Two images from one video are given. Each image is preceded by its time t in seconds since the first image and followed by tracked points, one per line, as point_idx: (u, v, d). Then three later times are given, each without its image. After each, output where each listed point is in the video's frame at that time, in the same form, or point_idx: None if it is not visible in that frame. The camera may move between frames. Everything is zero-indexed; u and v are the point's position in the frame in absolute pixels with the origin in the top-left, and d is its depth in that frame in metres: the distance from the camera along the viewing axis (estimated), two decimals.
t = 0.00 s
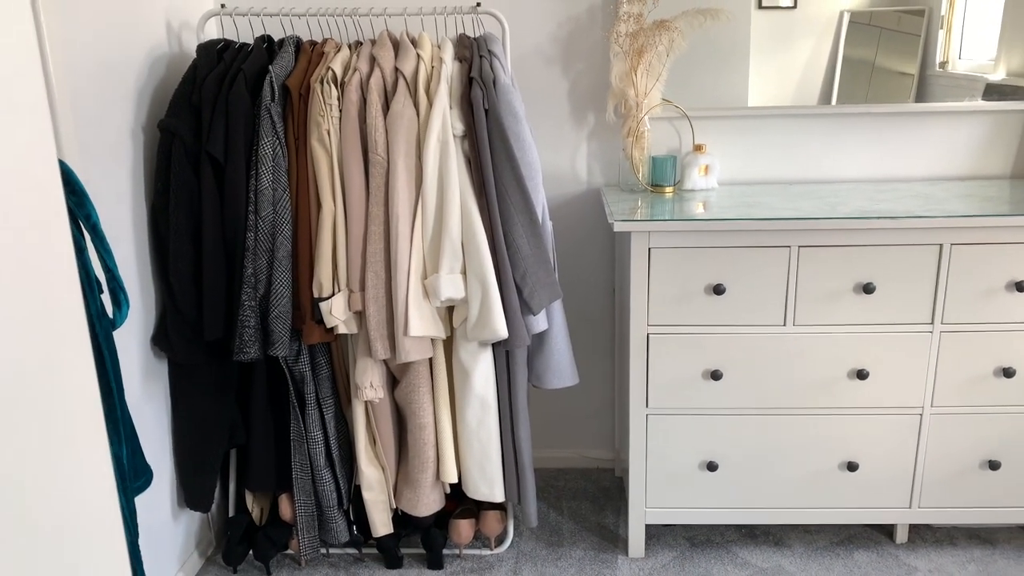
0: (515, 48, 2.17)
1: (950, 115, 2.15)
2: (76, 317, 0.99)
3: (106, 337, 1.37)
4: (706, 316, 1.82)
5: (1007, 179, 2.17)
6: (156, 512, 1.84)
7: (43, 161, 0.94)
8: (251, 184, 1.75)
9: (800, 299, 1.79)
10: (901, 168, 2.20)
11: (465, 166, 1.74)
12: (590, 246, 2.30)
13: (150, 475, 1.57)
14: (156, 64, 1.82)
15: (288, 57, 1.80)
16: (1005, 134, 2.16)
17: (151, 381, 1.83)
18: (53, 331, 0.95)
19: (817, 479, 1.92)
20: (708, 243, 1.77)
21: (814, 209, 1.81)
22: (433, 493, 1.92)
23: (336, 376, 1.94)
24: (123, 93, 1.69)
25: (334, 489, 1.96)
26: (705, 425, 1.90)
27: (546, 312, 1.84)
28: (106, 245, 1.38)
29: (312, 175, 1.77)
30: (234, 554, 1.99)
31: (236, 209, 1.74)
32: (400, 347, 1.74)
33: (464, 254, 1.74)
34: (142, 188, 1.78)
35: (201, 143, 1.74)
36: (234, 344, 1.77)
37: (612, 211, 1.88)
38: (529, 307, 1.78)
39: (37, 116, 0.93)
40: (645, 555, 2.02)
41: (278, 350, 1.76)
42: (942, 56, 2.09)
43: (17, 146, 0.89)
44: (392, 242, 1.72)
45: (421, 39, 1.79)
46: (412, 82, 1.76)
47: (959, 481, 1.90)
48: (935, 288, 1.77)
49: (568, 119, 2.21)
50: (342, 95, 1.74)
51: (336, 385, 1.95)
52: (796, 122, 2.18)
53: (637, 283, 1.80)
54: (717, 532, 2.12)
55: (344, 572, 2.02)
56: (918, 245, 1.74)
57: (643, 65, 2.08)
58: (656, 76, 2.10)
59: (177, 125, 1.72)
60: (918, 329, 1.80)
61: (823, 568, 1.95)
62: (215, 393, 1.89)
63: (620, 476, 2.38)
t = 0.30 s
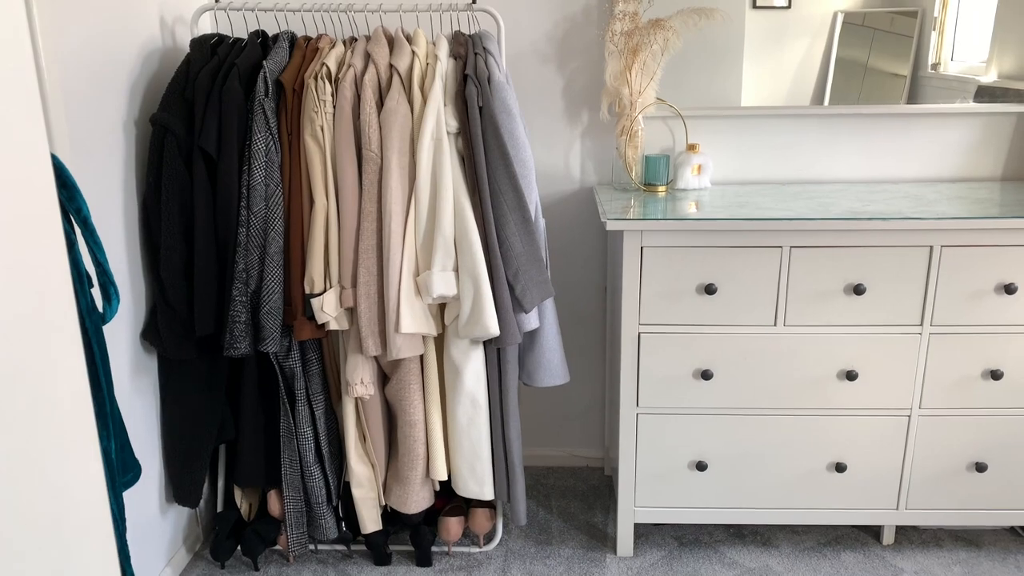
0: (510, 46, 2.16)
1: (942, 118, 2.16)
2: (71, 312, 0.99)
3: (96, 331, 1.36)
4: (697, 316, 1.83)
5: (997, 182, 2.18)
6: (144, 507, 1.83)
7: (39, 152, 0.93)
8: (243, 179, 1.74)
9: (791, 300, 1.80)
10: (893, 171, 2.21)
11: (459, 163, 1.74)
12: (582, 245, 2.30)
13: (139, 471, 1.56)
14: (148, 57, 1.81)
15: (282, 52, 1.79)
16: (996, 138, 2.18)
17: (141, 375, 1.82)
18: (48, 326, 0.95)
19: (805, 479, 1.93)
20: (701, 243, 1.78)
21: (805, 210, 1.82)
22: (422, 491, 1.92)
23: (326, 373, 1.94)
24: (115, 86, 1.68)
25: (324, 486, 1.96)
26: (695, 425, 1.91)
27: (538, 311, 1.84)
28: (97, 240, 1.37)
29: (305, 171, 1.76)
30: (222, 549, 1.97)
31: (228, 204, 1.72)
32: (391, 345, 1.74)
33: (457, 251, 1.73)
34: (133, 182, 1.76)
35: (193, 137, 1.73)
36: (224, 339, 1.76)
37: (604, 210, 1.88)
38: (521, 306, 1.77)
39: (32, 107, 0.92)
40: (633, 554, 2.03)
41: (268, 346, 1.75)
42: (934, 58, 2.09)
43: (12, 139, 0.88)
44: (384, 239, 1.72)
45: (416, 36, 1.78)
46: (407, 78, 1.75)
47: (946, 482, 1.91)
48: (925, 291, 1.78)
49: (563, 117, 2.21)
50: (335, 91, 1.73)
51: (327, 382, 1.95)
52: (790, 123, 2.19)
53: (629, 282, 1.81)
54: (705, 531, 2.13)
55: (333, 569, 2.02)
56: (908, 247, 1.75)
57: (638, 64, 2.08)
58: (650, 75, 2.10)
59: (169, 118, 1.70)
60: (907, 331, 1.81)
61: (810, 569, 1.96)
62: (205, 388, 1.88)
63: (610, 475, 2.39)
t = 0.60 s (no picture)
0: (507, 44, 2.16)
1: (937, 119, 2.17)
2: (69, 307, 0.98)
3: (90, 328, 1.36)
4: (693, 315, 1.83)
5: (992, 184, 2.19)
6: (137, 504, 1.82)
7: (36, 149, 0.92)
8: (238, 175, 1.73)
9: (786, 299, 1.80)
10: (888, 171, 2.22)
11: (455, 161, 1.73)
12: (578, 244, 2.30)
13: (132, 468, 1.56)
14: (144, 52, 1.80)
15: (278, 48, 1.79)
16: (991, 139, 2.18)
17: (135, 372, 1.81)
18: (50, 321, 0.95)
19: (799, 478, 1.93)
20: (696, 242, 1.78)
21: (801, 210, 1.82)
22: (417, 489, 1.92)
23: (321, 370, 1.93)
24: (110, 82, 1.67)
25: (318, 483, 1.96)
26: (689, 424, 1.91)
27: (534, 309, 1.84)
28: (92, 235, 1.36)
29: (300, 168, 1.75)
30: (215, 547, 1.97)
31: (223, 201, 1.72)
32: (386, 342, 1.74)
33: (453, 249, 1.73)
34: (128, 178, 1.76)
35: (188, 133, 1.72)
36: (219, 336, 1.76)
37: (600, 209, 1.88)
38: (517, 304, 1.77)
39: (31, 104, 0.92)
40: (628, 552, 2.03)
41: (263, 343, 1.74)
42: (929, 59, 2.10)
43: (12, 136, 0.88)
44: (380, 237, 1.71)
45: (413, 33, 1.78)
46: (403, 75, 1.74)
47: (939, 482, 1.92)
48: (920, 291, 1.78)
49: (559, 116, 2.21)
50: (332, 88, 1.72)
51: (322, 379, 1.94)
52: (785, 123, 2.19)
53: (625, 281, 1.81)
54: (699, 530, 2.13)
55: (326, 566, 2.02)
56: (903, 248, 1.75)
57: (635, 63, 2.08)
58: (647, 75, 2.10)
59: (164, 114, 1.69)
60: (902, 331, 1.81)
61: (804, 568, 1.97)
62: (199, 385, 1.88)
63: (604, 474, 2.39)
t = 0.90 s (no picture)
0: (510, 44, 2.17)
1: (938, 121, 2.18)
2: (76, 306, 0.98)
3: (94, 325, 1.37)
4: (695, 316, 1.83)
5: (993, 186, 2.19)
6: (139, 502, 1.83)
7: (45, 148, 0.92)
8: (242, 174, 1.74)
9: (788, 301, 1.81)
10: (890, 173, 2.22)
11: (458, 161, 1.74)
12: (580, 244, 2.30)
13: (135, 464, 1.57)
14: (148, 51, 1.80)
15: (283, 47, 1.79)
16: (992, 142, 2.19)
17: (138, 370, 1.82)
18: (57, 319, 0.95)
19: (799, 479, 1.94)
20: (698, 243, 1.78)
21: (802, 212, 1.83)
22: (418, 488, 1.92)
23: (323, 369, 1.94)
24: (115, 80, 1.67)
25: (319, 482, 1.96)
26: (690, 424, 1.92)
27: (536, 309, 1.85)
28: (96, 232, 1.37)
29: (304, 167, 1.76)
30: (217, 544, 1.97)
31: (227, 199, 1.72)
32: (389, 341, 1.74)
33: (455, 249, 1.74)
34: (132, 176, 1.76)
35: (192, 131, 1.72)
36: (222, 334, 1.76)
37: (603, 209, 1.88)
38: (519, 303, 1.78)
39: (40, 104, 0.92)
40: (628, 552, 2.04)
41: (266, 342, 1.75)
42: (930, 62, 2.10)
43: (20, 134, 0.88)
44: (383, 236, 1.72)
45: (417, 33, 1.78)
46: (407, 75, 1.75)
47: (940, 484, 1.92)
48: (921, 293, 1.79)
49: (562, 117, 2.21)
50: (336, 87, 1.73)
51: (324, 378, 1.95)
52: (787, 125, 2.20)
53: (627, 281, 1.81)
54: (700, 530, 2.13)
55: (327, 565, 2.02)
56: (905, 250, 1.76)
57: (638, 64, 2.08)
58: (650, 76, 2.10)
59: (168, 113, 1.70)
60: (903, 332, 1.82)
61: (804, 568, 1.97)
62: (201, 383, 1.88)
63: (604, 474, 2.39)
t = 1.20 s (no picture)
0: (509, 46, 2.17)
1: (936, 119, 2.18)
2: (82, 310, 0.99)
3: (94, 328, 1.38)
4: (695, 315, 1.84)
5: (992, 184, 2.20)
6: (141, 505, 1.83)
7: (49, 153, 0.92)
8: (242, 177, 1.74)
9: (788, 299, 1.81)
10: (889, 171, 2.23)
11: (458, 163, 1.74)
12: (580, 244, 2.31)
13: (137, 468, 1.57)
14: (148, 55, 1.81)
15: (282, 50, 1.79)
16: (991, 139, 2.19)
17: (139, 374, 1.82)
18: (62, 324, 0.95)
19: (800, 477, 1.94)
20: (698, 243, 1.79)
21: (802, 210, 1.83)
22: (420, 489, 1.92)
23: (324, 371, 1.94)
24: (115, 85, 1.68)
25: (321, 485, 1.96)
26: (691, 423, 1.92)
27: (536, 310, 1.85)
28: (97, 236, 1.38)
29: (304, 169, 1.76)
30: (218, 548, 1.98)
31: (227, 202, 1.73)
32: (390, 343, 1.74)
33: (456, 251, 1.74)
34: (132, 179, 1.76)
35: (193, 135, 1.73)
36: (223, 337, 1.76)
37: (602, 209, 1.88)
38: (519, 305, 1.78)
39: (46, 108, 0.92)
40: (629, 552, 2.04)
41: (267, 345, 1.75)
42: (928, 60, 2.10)
43: (23, 140, 0.88)
44: (383, 238, 1.72)
45: (416, 35, 1.79)
46: (407, 77, 1.75)
47: (940, 481, 1.93)
48: (921, 291, 1.79)
49: (561, 117, 2.21)
50: (336, 89, 1.73)
51: (325, 381, 1.95)
52: (787, 124, 2.20)
53: (627, 282, 1.81)
54: (701, 529, 2.14)
55: (329, 567, 2.02)
56: (904, 248, 1.76)
57: (637, 64, 2.08)
58: (649, 76, 2.11)
59: (168, 116, 1.70)
60: (903, 331, 1.82)
61: (805, 567, 1.97)
62: (203, 387, 1.88)
63: (605, 474, 2.40)
